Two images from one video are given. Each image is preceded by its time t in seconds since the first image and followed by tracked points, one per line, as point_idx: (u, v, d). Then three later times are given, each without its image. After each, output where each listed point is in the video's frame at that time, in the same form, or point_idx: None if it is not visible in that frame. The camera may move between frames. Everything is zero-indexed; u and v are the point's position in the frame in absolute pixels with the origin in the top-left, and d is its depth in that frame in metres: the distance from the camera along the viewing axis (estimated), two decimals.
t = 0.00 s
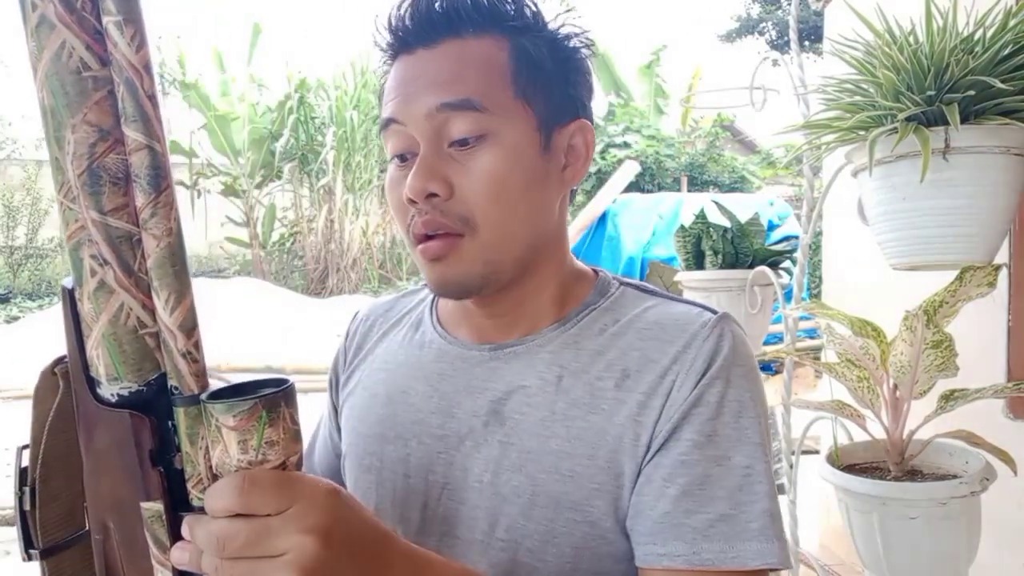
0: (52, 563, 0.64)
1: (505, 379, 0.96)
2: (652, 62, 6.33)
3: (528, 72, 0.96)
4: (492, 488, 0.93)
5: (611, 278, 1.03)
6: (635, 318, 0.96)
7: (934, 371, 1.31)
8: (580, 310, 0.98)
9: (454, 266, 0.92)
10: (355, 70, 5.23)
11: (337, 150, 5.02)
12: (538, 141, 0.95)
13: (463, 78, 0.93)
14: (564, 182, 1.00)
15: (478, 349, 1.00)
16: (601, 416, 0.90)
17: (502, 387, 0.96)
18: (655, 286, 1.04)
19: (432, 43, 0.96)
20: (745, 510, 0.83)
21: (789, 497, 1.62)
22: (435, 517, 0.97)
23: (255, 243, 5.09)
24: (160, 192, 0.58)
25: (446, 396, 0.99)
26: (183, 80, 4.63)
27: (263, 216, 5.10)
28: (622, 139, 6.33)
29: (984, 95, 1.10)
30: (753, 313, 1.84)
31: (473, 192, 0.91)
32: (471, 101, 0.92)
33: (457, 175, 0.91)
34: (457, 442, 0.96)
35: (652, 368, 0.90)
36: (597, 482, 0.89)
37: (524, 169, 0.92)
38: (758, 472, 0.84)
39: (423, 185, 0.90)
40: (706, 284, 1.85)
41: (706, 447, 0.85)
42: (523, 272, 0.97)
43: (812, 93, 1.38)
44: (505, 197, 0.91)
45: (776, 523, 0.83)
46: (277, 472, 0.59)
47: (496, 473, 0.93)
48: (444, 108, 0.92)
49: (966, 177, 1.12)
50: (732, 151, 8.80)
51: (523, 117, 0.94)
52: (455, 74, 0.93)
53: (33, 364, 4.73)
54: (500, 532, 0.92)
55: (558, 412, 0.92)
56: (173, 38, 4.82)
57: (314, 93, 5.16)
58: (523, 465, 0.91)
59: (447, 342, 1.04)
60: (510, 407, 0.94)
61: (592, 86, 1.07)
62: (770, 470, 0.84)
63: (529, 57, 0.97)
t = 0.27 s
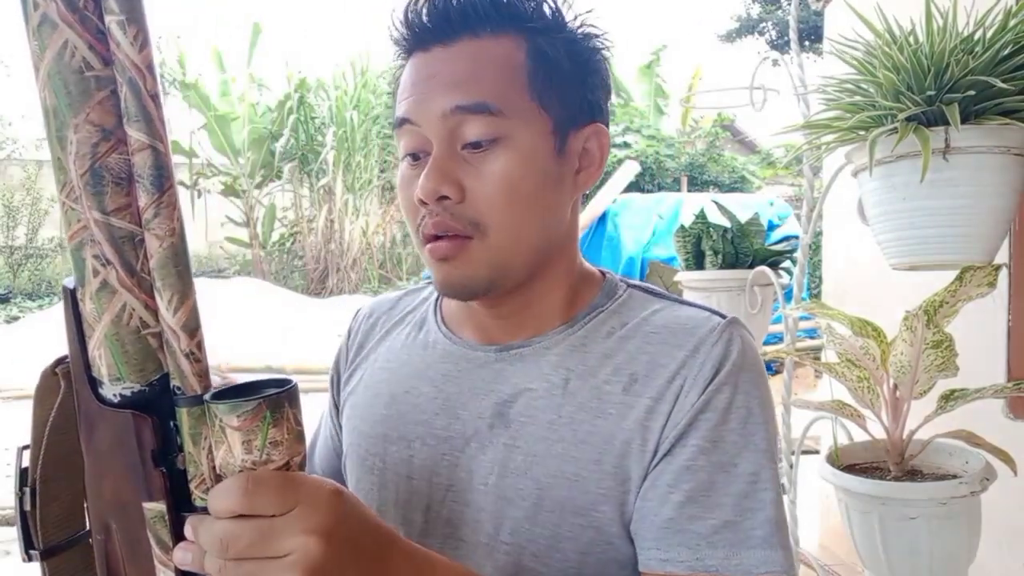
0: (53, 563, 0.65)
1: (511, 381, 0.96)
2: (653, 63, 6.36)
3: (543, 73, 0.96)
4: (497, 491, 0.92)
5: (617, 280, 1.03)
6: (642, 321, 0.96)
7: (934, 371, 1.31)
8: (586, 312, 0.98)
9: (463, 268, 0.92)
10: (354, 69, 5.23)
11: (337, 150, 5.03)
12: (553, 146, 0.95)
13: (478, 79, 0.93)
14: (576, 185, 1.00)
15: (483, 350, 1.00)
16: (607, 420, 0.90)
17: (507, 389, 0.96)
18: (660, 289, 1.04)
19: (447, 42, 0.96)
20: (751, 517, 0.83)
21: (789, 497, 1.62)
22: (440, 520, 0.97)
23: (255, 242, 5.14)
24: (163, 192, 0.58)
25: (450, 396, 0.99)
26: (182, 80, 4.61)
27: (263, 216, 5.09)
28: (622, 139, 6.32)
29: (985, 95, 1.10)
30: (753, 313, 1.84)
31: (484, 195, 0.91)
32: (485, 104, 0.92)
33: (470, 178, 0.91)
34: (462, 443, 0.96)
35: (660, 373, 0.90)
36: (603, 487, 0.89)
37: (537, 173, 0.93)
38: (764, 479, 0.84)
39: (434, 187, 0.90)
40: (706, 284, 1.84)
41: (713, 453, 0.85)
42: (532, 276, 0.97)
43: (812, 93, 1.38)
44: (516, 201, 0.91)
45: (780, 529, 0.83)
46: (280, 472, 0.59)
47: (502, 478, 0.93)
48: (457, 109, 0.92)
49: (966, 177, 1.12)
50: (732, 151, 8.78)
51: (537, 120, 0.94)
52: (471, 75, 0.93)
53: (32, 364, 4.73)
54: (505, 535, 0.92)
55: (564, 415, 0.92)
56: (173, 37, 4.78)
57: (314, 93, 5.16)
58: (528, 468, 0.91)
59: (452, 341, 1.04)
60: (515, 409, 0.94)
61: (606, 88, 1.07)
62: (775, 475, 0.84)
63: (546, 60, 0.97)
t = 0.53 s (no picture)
0: (56, 561, 0.65)
1: (512, 381, 0.96)
2: (653, 63, 6.32)
3: (548, 78, 0.96)
4: (498, 491, 0.93)
5: (619, 281, 1.03)
6: (643, 323, 0.96)
7: (934, 371, 1.31)
8: (588, 313, 0.98)
9: (466, 272, 0.93)
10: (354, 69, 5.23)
11: (337, 150, 5.03)
12: (557, 152, 0.95)
13: (484, 85, 0.92)
14: (580, 190, 1.00)
15: (485, 350, 1.00)
16: (607, 421, 0.90)
17: (508, 389, 0.96)
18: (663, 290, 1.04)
19: (453, 46, 0.96)
20: (750, 520, 0.83)
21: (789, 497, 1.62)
22: (441, 519, 0.97)
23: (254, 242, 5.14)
24: (165, 192, 0.58)
25: (451, 396, 0.99)
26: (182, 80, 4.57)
27: (262, 216, 5.09)
28: (622, 139, 6.32)
29: (984, 95, 1.11)
30: (753, 313, 1.84)
31: (487, 200, 0.91)
32: (490, 110, 0.91)
33: (473, 183, 0.91)
34: (464, 442, 0.96)
35: (661, 375, 0.90)
36: (603, 487, 0.89)
37: (541, 179, 0.93)
38: (764, 482, 0.84)
39: (438, 192, 0.90)
40: (705, 284, 1.85)
41: (713, 454, 0.84)
42: (535, 279, 0.97)
43: (811, 92, 1.38)
44: (520, 206, 0.91)
45: (780, 532, 0.83)
46: (280, 471, 0.59)
47: (502, 478, 0.93)
48: (462, 115, 0.92)
49: (965, 178, 1.12)
50: (732, 151, 8.77)
51: (541, 126, 0.94)
52: (476, 81, 0.93)
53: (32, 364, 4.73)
54: (505, 535, 0.92)
55: (565, 415, 0.92)
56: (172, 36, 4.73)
57: (314, 93, 5.16)
58: (528, 468, 0.91)
59: (455, 341, 1.04)
60: (516, 409, 0.94)
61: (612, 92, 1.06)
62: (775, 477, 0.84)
63: (551, 65, 0.97)
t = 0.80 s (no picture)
0: (58, 561, 0.65)
1: (514, 379, 0.96)
2: (652, 63, 6.31)
3: (554, 79, 0.96)
4: (499, 488, 0.93)
5: (622, 281, 1.03)
6: (644, 322, 0.96)
7: (934, 371, 1.31)
8: (590, 312, 0.98)
9: (471, 271, 0.93)
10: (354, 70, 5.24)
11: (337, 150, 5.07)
12: (562, 153, 0.95)
13: (491, 86, 0.92)
14: (584, 190, 1.00)
15: (488, 348, 1.00)
16: (608, 419, 0.90)
17: (511, 387, 0.96)
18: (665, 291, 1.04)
19: (460, 47, 0.96)
20: (750, 518, 0.83)
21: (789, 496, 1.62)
22: (443, 517, 0.97)
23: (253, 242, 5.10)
24: (168, 192, 0.58)
25: (454, 395, 0.99)
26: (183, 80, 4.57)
27: (263, 216, 5.08)
28: (622, 139, 6.33)
29: (984, 95, 1.11)
30: (753, 313, 1.84)
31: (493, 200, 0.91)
32: (497, 111, 0.92)
33: (480, 183, 0.91)
34: (467, 440, 0.96)
35: (662, 373, 0.90)
36: (605, 485, 0.89)
37: (546, 180, 0.93)
38: (763, 480, 0.84)
39: (445, 190, 0.90)
40: (706, 284, 1.85)
41: (713, 452, 0.84)
42: (539, 278, 0.97)
43: (812, 93, 1.38)
44: (525, 206, 0.91)
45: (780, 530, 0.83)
46: (283, 470, 0.60)
47: (504, 476, 0.93)
48: (470, 115, 0.92)
49: (966, 178, 1.12)
50: (731, 151, 8.78)
51: (547, 126, 0.94)
52: (484, 81, 0.93)
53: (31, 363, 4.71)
54: (506, 532, 0.92)
55: (567, 413, 0.92)
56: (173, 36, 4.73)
57: (315, 93, 5.16)
58: (530, 465, 0.91)
59: (459, 338, 1.04)
60: (518, 408, 0.94)
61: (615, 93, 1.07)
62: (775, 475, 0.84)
63: (558, 66, 0.97)
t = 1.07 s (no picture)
0: (58, 560, 0.64)
1: (516, 378, 0.96)
2: (652, 63, 6.27)
3: (542, 87, 0.95)
4: (500, 485, 0.93)
5: (623, 281, 1.03)
6: (644, 322, 0.95)
7: (933, 371, 1.31)
8: (591, 311, 0.98)
9: (470, 284, 0.94)
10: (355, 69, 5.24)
11: (337, 150, 5.02)
12: (554, 161, 0.95)
13: (480, 101, 0.92)
14: (577, 192, 1.00)
15: (491, 345, 1.00)
16: (608, 417, 0.90)
17: (513, 386, 0.96)
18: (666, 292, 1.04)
19: (445, 60, 0.95)
20: (747, 514, 0.83)
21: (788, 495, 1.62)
22: (444, 514, 0.97)
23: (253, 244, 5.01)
24: (166, 192, 0.58)
25: (457, 393, 0.99)
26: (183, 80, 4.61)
27: (264, 216, 5.05)
28: (622, 139, 6.34)
29: (984, 95, 1.11)
30: (753, 312, 1.84)
31: (489, 216, 0.91)
32: (486, 127, 0.91)
33: (474, 200, 0.91)
34: (470, 438, 0.96)
35: (661, 371, 0.90)
36: (604, 482, 0.89)
37: (539, 192, 0.93)
38: (761, 478, 0.84)
39: (440, 210, 0.90)
40: (706, 284, 1.85)
41: (712, 449, 0.85)
42: (538, 284, 0.98)
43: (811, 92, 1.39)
44: (521, 219, 0.92)
45: (778, 527, 0.83)
46: (280, 470, 0.60)
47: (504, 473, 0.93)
48: (460, 132, 0.91)
49: (966, 178, 1.12)
50: (731, 152, 8.80)
51: (537, 136, 0.94)
52: (472, 96, 0.92)
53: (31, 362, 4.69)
54: (507, 529, 0.92)
55: (567, 411, 0.92)
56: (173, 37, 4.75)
57: (314, 93, 5.17)
58: (531, 462, 0.92)
59: (463, 334, 1.04)
60: (519, 406, 0.94)
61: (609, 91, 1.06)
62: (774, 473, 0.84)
63: (545, 73, 0.96)
